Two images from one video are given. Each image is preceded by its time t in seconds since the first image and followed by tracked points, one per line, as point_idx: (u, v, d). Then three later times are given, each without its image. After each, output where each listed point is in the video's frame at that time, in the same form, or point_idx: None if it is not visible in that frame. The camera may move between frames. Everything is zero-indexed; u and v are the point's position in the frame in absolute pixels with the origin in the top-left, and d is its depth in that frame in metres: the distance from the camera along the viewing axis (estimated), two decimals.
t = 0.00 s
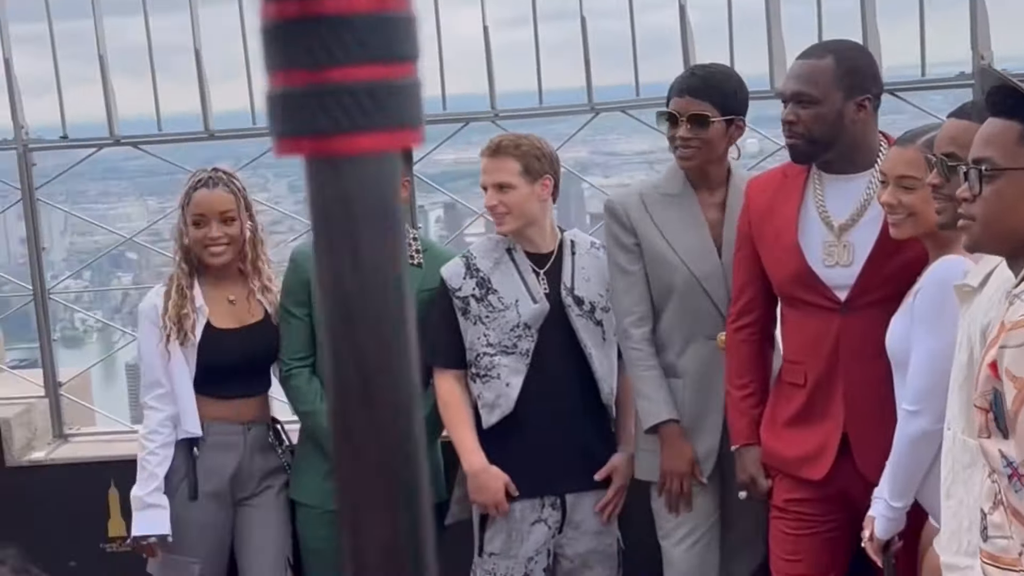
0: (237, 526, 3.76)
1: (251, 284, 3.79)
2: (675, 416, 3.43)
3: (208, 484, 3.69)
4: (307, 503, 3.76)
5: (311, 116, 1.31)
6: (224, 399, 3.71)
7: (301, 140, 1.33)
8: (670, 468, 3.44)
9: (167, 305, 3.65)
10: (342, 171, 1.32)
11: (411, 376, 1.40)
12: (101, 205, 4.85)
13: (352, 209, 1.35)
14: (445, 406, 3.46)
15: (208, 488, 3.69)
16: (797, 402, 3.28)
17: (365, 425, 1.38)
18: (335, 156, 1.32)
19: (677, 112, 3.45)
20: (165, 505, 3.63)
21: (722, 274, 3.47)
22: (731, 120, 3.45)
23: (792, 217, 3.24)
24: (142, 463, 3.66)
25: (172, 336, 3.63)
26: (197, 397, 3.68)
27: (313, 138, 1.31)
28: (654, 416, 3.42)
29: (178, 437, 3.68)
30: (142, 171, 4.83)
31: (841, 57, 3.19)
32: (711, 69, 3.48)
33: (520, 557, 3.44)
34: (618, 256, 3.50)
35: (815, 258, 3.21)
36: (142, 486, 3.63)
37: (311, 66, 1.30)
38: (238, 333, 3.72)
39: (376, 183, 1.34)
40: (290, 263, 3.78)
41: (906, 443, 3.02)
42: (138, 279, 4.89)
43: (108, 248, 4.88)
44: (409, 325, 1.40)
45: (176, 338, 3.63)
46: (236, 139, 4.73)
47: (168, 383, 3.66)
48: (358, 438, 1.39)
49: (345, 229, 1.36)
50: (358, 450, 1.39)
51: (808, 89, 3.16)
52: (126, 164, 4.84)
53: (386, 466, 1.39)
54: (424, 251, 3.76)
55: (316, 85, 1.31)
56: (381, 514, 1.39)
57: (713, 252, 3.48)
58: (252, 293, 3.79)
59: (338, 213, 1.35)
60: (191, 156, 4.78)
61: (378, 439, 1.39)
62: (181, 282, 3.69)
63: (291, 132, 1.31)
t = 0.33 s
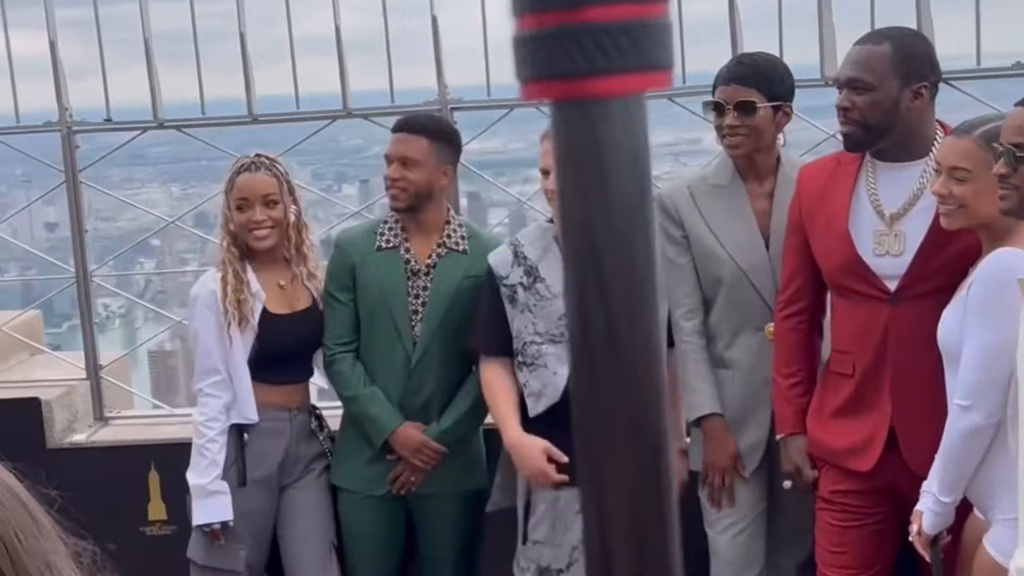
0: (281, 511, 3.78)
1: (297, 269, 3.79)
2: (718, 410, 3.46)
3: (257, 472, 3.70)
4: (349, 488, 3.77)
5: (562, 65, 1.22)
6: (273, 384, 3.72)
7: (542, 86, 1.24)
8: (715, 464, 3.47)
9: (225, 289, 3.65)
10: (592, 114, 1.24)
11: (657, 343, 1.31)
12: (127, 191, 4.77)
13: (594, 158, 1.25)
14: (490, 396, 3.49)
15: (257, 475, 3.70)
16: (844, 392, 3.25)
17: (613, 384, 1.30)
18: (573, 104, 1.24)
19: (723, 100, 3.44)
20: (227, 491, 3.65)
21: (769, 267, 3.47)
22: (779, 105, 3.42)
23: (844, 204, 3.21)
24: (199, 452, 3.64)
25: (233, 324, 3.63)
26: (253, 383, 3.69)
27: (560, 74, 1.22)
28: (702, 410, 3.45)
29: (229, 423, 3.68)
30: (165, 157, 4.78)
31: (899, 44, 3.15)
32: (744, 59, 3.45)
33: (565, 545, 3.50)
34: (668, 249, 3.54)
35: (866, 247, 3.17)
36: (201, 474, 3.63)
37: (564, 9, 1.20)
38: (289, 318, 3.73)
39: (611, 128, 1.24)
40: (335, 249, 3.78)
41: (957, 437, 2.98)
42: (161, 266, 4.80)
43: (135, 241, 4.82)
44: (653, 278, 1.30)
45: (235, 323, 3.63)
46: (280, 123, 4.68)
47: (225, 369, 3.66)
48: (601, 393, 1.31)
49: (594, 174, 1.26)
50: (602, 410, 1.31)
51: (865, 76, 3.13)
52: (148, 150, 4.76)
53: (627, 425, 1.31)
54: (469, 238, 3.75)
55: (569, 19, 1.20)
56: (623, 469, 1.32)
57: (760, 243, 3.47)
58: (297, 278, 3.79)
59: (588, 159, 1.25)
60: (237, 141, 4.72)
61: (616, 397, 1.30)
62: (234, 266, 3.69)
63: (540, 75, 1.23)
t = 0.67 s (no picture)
0: (311, 494, 3.79)
1: (329, 252, 3.79)
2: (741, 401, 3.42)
3: (290, 456, 3.71)
4: (377, 471, 3.79)
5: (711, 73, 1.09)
6: (304, 367, 3.72)
7: (684, 95, 1.11)
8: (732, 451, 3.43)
9: (259, 274, 3.63)
10: (741, 140, 1.09)
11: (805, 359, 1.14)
12: (144, 174, 4.82)
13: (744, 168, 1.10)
14: (530, 373, 3.44)
15: (290, 459, 3.71)
16: (877, 379, 3.23)
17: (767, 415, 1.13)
18: (722, 121, 1.10)
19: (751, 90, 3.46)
20: (264, 474, 3.64)
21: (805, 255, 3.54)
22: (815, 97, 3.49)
23: (882, 190, 3.18)
24: (235, 435, 3.63)
25: (267, 306, 3.61)
26: (287, 366, 3.68)
27: (709, 87, 1.09)
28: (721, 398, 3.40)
29: (262, 407, 3.66)
30: (181, 142, 4.84)
31: (945, 31, 3.12)
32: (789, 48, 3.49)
33: (593, 532, 3.49)
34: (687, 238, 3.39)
35: (901, 235, 3.15)
36: (237, 458, 3.61)
37: (714, 27, 1.08)
38: (322, 301, 3.74)
39: (767, 140, 1.10)
40: (366, 232, 3.78)
41: (990, 428, 2.97)
42: (178, 250, 4.90)
43: (153, 227, 4.89)
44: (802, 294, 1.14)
45: (270, 307, 3.62)
46: (312, 105, 4.71)
47: (259, 351, 3.64)
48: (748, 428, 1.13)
49: (740, 192, 1.11)
50: (745, 449, 1.14)
51: (908, 62, 3.10)
52: (166, 135, 4.83)
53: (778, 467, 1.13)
54: (500, 223, 3.74)
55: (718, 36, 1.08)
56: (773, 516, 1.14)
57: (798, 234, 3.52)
58: (328, 262, 3.79)
59: (734, 178, 1.10)
60: (267, 124, 4.77)
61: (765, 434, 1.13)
62: (267, 249, 3.67)
63: (688, 100, 1.10)
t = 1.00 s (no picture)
0: (321, 478, 3.79)
1: (340, 235, 3.79)
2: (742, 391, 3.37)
3: (302, 439, 3.70)
4: (386, 456, 3.79)
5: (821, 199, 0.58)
6: (314, 351, 3.70)
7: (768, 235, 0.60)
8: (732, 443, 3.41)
9: (273, 258, 3.60)
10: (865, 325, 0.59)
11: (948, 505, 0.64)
12: (151, 156, 5.17)
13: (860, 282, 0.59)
14: (544, 354, 3.40)
15: (302, 442, 3.70)
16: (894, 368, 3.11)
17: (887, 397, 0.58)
18: (845, 312, 0.59)
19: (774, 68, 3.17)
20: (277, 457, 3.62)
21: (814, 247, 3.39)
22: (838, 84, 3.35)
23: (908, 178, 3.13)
24: (248, 419, 3.60)
25: (281, 288, 3.59)
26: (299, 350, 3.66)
27: (814, 220, 0.59)
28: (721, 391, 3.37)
29: (275, 390, 3.64)
30: (186, 124, 5.22)
31: (979, 22, 3.17)
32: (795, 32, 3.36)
33: (605, 520, 3.47)
34: (706, 225, 3.41)
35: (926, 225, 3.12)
36: (251, 441, 3.59)
37: (819, 200, 0.58)
38: (335, 283, 3.73)
39: (880, 342, 0.60)
40: (379, 215, 3.76)
41: (1006, 422, 2.90)
42: (180, 232, 5.30)
43: (157, 210, 5.27)
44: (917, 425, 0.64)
45: (283, 289, 3.60)
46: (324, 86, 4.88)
47: (272, 335, 3.61)
48: (829, 386, 0.55)
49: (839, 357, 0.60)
50: None
51: (943, 52, 3.09)
52: (171, 118, 5.18)
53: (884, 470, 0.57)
54: (513, 208, 3.71)
55: (827, 158, 0.58)
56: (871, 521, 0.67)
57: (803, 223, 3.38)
58: (341, 245, 3.78)
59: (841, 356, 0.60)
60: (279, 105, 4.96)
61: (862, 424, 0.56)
62: (281, 232, 3.66)
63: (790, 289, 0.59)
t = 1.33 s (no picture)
0: (318, 461, 3.77)
1: (339, 218, 3.77)
2: (739, 378, 3.37)
3: (300, 422, 3.68)
4: (384, 440, 3.77)
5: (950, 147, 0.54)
6: (311, 334, 3.67)
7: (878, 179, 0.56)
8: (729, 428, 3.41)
9: (268, 242, 3.55)
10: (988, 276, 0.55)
11: None
12: (146, 135, 5.42)
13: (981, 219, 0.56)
14: (544, 336, 3.36)
15: (299, 425, 3.67)
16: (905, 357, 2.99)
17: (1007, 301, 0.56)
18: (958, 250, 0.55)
19: (783, 53, 3.25)
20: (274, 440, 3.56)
21: (815, 233, 3.30)
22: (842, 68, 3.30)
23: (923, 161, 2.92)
24: (246, 401, 3.56)
25: (276, 271, 3.54)
26: (297, 332, 3.62)
27: (935, 145, 0.54)
28: (718, 377, 3.37)
29: (272, 372, 3.60)
30: (176, 106, 5.41)
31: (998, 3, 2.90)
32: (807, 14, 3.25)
33: (603, 506, 3.45)
34: (707, 212, 3.40)
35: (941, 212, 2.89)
36: (249, 423, 3.54)
37: (940, 119, 0.54)
38: (334, 266, 3.70)
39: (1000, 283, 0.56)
40: (380, 198, 3.73)
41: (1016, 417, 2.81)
42: (171, 214, 5.52)
43: (150, 190, 5.45)
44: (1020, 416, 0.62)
45: (279, 273, 3.55)
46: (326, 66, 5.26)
47: (269, 318, 3.58)
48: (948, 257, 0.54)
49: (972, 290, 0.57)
50: None
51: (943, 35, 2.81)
52: (162, 99, 5.36)
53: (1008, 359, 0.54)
54: (514, 191, 3.69)
55: (953, 81, 0.55)
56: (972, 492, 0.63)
57: (804, 210, 3.30)
58: (339, 228, 3.76)
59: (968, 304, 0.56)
60: (283, 82, 5.30)
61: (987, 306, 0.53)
62: (277, 214, 3.62)
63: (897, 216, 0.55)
